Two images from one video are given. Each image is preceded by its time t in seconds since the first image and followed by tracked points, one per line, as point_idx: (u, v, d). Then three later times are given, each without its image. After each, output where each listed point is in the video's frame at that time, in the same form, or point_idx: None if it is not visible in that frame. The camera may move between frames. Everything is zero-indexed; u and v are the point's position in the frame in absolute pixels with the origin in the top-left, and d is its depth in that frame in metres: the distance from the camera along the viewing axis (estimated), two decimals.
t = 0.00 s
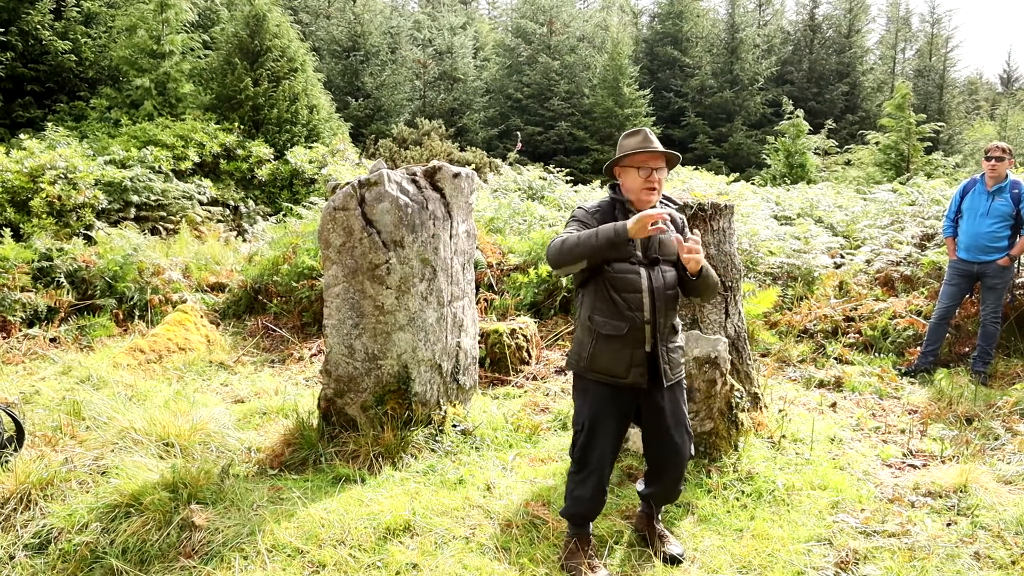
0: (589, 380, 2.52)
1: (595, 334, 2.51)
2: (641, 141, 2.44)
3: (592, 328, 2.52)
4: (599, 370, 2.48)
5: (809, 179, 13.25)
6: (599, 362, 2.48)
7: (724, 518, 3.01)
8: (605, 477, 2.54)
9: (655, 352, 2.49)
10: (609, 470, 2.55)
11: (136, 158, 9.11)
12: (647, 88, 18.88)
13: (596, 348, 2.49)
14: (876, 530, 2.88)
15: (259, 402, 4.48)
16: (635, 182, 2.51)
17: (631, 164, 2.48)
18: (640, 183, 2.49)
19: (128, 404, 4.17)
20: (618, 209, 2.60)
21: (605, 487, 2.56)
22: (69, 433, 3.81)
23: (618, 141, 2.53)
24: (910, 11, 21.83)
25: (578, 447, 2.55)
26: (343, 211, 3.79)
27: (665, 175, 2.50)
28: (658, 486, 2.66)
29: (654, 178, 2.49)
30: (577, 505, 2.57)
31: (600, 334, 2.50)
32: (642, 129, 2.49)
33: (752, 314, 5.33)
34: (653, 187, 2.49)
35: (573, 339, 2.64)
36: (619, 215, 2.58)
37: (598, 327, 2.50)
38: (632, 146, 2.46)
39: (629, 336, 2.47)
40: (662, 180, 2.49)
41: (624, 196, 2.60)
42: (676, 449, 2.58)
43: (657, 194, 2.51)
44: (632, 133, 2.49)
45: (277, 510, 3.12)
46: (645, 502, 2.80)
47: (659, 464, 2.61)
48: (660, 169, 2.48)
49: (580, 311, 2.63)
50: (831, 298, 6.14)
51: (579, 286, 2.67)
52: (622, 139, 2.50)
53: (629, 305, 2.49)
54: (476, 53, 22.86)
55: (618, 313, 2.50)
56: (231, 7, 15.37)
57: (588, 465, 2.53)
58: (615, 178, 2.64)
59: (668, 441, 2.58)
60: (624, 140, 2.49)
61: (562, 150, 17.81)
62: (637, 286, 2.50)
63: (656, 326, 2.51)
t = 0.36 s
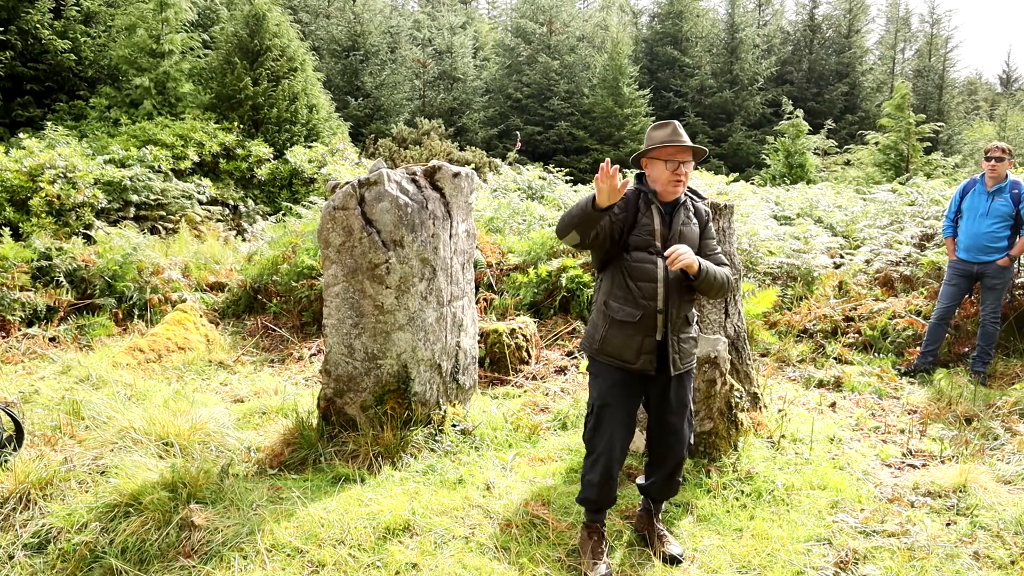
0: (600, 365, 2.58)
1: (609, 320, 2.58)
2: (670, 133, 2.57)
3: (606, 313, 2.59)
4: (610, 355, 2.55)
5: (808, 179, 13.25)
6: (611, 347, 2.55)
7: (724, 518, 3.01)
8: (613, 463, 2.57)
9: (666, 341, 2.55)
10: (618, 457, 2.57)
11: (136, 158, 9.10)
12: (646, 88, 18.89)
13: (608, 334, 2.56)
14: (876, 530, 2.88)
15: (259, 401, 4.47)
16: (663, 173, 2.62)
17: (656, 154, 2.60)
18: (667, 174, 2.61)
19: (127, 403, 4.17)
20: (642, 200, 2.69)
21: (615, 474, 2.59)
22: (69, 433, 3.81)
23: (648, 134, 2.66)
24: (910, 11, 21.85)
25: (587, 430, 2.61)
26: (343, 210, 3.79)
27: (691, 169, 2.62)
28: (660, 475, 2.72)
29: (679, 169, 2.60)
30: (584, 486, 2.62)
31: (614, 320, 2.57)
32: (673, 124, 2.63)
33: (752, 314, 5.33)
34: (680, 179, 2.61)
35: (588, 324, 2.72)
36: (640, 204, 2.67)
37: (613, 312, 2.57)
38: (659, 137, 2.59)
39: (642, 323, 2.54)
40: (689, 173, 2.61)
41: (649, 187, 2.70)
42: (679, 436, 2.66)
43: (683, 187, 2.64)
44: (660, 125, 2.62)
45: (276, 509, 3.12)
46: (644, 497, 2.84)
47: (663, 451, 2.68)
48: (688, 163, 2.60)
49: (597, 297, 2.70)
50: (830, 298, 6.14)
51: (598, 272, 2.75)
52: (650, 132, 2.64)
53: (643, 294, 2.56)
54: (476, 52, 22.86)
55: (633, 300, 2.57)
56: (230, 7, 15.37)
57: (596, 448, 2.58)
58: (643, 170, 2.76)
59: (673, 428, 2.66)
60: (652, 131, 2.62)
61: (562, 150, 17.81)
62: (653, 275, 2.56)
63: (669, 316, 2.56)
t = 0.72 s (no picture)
0: (598, 358, 2.63)
1: (607, 314, 2.61)
2: (661, 128, 2.61)
3: (605, 308, 2.63)
4: (609, 349, 2.59)
5: (807, 179, 13.25)
6: (609, 342, 2.59)
7: (723, 517, 3.01)
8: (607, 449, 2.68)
9: (664, 334, 2.60)
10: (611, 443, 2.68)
11: (135, 158, 9.09)
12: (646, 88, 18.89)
13: (607, 329, 2.60)
14: (875, 529, 2.88)
15: (258, 401, 4.47)
16: (656, 167, 2.66)
17: (648, 150, 2.64)
18: (660, 167, 2.65)
19: (126, 403, 4.17)
20: (636, 195, 2.71)
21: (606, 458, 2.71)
22: (68, 433, 3.81)
23: (638, 129, 2.69)
24: (909, 11, 21.86)
25: (585, 420, 2.68)
26: (342, 211, 3.79)
27: (682, 162, 2.67)
28: (659, 470, 2.72)
29: (670, 163, 2.64)
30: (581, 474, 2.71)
31: (612, 314, 2.60)
32: (661, 119, 2.66)
33: (751, 314, 5.33)
34: (672, 172, 2.66)
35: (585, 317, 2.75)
36: (635, 199, 2.69)
37: (611, 307, 2.61)
38: (649, 133, 2.62)
39: (641, 318, 2.58)
40: (680, 167, 2.66)
41: (640, 181, 2.73)
42: (677, 427, 2.70)
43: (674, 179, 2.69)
44: (649, 121, 2.65)
45: (275, 510, 3.12)
46: (643, 496, 2.84)
47: (662, 445, 2.69)
48: (679, 155, 2.64)
49: (593, 291, 2.73)
50: (829, 297, 6.14)
51: (593, 266, 2.77)
52: (641, 127, 2.66)
53: (642, 288, 2.59)
54: (475, 52, 22.87)
55: (631, 295, 2.60)
56: (229, 7, 15.36)
57: (592, 437, 2.66)
58: (634, 165, 2.78)
59: (670, 421, 2.68)
60: (642, 127, 2.66)
61: (561, 150, 17.81)
62: (651, 269, 2.60)
63: (667, 309, 2.61)
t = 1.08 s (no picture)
0: (575, 357, 2.68)
1: (581, 315, 2.65)
2: (631, 129, 2.61)
3: (579, 308, 2.66)
4: (584, 349, 2.63)
5: (808, 178, 13.24)
6: (585, 342, 2.63)
7: (723, 517, 3.01)
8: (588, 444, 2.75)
9: (638, 330, 2.65)
10: (590, 438, 2.75)
11: (135, 158, 9.09)
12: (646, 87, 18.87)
13: (581, 329, 2.64)
14: (875, 529, 2.87)
15: (258, 401, 4.47)
16: (629, 167, 2.66)
17: (618, 152, 2.64)
18: (634, 167, 2.66)
19: (127, 403, 4.17)
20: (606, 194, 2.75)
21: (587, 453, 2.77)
22: (69, 432, 3.81)
23: (607, 129, 2.65)
24: (909, 10, 21.84)
25: (565, 417, 2.75)
26: (342, 210, 3.78)
27: (652, 159, 2.70)
28: (638, 468, 2.73)
29: (640, 165, 2.66)
30: (563, 469, 2.78)
31: (586, 314, 2.64)
32: (628, 118, 2.65)
33: (752, 313, 5.33)
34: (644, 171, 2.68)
35: (559, 318, 2.79)
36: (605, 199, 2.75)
37: (585, 307, 2.65)
38: (619, 136, 2.61)
39: (615, 316, 2.62)
40: (651, 164, 2.69)
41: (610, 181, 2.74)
42: (658, 424, 2.72)
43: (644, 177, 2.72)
44: (619, 121, 2.63)
45: (276, 509, 3.12)
46: (641, 496, 2.82)
47: (642, 442, 2.71)
48: (650, 153, 2.67)
49: (566, 292, 2.76)
50: (830, 297, 6.13)
51: (564, 267, 2.80)
52: (611, 129, 2.63)
53: (615, 287, 2.63)
54: (475, 52, 22.86)
55: (604, 294, 2.64)
56: (230, 6, 15.35)
57: (572, 433, 2.73)
58: (603, 165, 2.76)
59: (650, 417, 2.70)
60: (611, 128, 2.64)
61: (562, 149, 17.81)
62: (623, 269, 2.64)
63: (639, 305, 2.65)
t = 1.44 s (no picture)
0: (569, 352, 2.66)
1: (574, 310, 2.63)
2: (603, 125, 2.66)
3: (571, 304, 2.64)
4: (579, 344, 2.62)
5: (810, 176, 13.21)
6: (580, 337, 2.62)
7: (725, 515, 3.00)
8: (581, 436, 2.77)
9: (630, 321, 2.68)
10: (585, 430, 2.76)
11: (137, 155, 9.09)
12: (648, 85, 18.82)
13: (575, 324, 2.62)
14: (877, 528, 2.87)
15: (260, 398, 4.47)
16: (608, 163, 2.69)
17: (595, 148, 2.67)
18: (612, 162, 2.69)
19: (128, 399, 4.17)
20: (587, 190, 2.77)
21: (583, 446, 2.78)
22: (70, 429, 3.81)
23: (579, 128, 2.68)
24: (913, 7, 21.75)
25: (559, 412, 2.74)
26: (344, 207, 3.78)
27: (626, 151, 2.75)
28: (629, 460, 2.73)
29: (617, 157, 2.71)
30: (558, 464, 2.78)
31: (580, 310, 2.63)
32: (599, 115, 2.69)
33: (754, 311, 5.32)
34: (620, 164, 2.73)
35: (547, 314, 2.75)
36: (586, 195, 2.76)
37: (578, 302, 2.63)
38: (595, 132, 2.64)
39: (608, 309, 2.63)
40: (625, 157, 2.74)
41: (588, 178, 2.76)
42: (648, 412, 2.77)
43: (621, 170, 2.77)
44: (590, 118, 2.66)
45: (277, 506, 3.12)
46: (639, 494, 2.81)
47: (634, 433, 2.72)
48: (623, 146, 2.72)
49: (553, 289, 2.72)
50: (832, 295, 6.11)
51: (549, 265, 2.75)
52: (585, 126, 2.66)
53: (606, 280, 2.64)
54: (477, 49, 22.82)
55: (597, 288, 2.64)
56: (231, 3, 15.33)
57: (568, 428, 2.73)
58: (580, 164, 2.76)
59: (640, 407, 2.73)
60: (584, 125, 2.67)
61: (564, 147, 17.79)
62: (613, 262, 2.66)
63: (630, 296, 2.68)
